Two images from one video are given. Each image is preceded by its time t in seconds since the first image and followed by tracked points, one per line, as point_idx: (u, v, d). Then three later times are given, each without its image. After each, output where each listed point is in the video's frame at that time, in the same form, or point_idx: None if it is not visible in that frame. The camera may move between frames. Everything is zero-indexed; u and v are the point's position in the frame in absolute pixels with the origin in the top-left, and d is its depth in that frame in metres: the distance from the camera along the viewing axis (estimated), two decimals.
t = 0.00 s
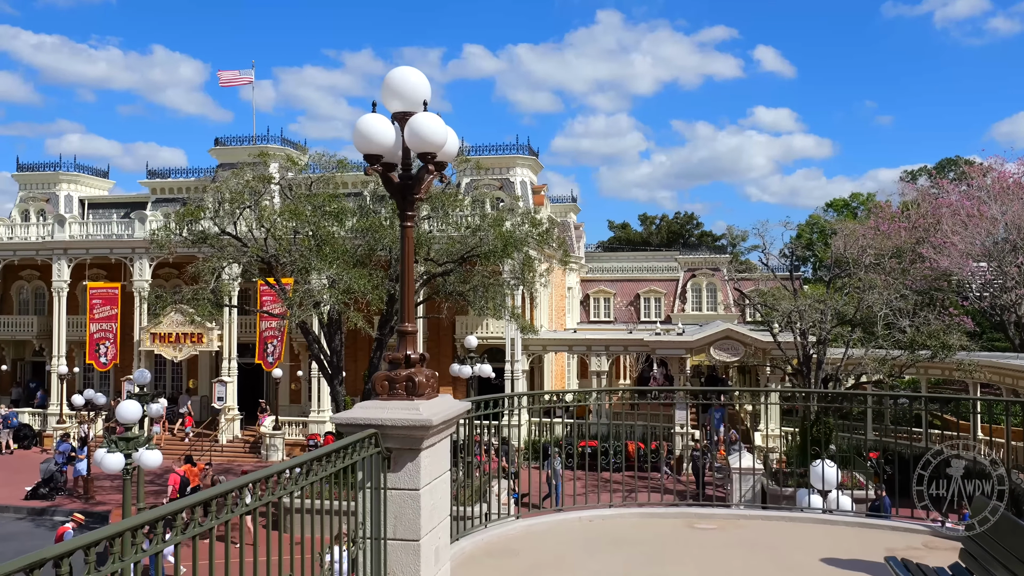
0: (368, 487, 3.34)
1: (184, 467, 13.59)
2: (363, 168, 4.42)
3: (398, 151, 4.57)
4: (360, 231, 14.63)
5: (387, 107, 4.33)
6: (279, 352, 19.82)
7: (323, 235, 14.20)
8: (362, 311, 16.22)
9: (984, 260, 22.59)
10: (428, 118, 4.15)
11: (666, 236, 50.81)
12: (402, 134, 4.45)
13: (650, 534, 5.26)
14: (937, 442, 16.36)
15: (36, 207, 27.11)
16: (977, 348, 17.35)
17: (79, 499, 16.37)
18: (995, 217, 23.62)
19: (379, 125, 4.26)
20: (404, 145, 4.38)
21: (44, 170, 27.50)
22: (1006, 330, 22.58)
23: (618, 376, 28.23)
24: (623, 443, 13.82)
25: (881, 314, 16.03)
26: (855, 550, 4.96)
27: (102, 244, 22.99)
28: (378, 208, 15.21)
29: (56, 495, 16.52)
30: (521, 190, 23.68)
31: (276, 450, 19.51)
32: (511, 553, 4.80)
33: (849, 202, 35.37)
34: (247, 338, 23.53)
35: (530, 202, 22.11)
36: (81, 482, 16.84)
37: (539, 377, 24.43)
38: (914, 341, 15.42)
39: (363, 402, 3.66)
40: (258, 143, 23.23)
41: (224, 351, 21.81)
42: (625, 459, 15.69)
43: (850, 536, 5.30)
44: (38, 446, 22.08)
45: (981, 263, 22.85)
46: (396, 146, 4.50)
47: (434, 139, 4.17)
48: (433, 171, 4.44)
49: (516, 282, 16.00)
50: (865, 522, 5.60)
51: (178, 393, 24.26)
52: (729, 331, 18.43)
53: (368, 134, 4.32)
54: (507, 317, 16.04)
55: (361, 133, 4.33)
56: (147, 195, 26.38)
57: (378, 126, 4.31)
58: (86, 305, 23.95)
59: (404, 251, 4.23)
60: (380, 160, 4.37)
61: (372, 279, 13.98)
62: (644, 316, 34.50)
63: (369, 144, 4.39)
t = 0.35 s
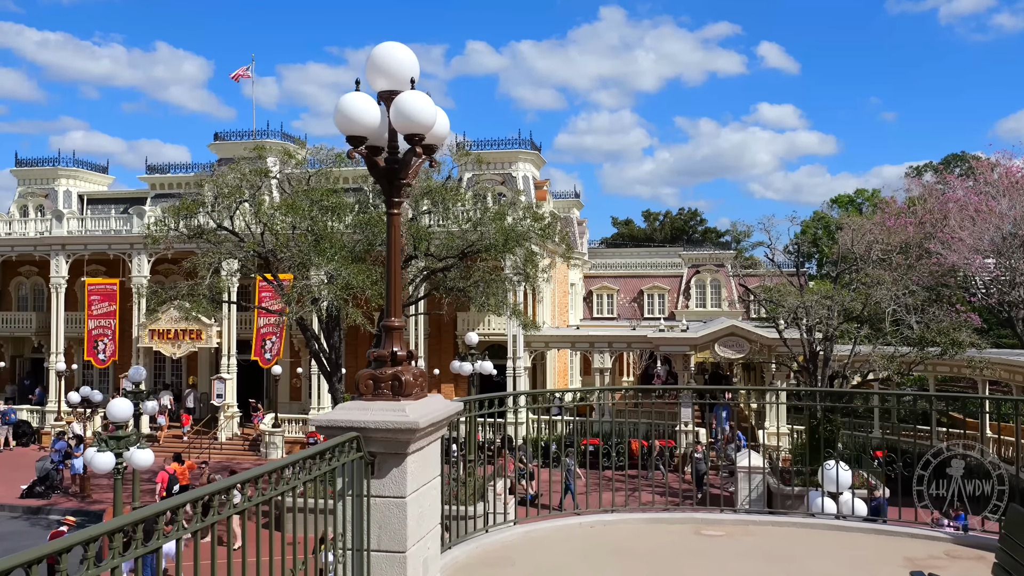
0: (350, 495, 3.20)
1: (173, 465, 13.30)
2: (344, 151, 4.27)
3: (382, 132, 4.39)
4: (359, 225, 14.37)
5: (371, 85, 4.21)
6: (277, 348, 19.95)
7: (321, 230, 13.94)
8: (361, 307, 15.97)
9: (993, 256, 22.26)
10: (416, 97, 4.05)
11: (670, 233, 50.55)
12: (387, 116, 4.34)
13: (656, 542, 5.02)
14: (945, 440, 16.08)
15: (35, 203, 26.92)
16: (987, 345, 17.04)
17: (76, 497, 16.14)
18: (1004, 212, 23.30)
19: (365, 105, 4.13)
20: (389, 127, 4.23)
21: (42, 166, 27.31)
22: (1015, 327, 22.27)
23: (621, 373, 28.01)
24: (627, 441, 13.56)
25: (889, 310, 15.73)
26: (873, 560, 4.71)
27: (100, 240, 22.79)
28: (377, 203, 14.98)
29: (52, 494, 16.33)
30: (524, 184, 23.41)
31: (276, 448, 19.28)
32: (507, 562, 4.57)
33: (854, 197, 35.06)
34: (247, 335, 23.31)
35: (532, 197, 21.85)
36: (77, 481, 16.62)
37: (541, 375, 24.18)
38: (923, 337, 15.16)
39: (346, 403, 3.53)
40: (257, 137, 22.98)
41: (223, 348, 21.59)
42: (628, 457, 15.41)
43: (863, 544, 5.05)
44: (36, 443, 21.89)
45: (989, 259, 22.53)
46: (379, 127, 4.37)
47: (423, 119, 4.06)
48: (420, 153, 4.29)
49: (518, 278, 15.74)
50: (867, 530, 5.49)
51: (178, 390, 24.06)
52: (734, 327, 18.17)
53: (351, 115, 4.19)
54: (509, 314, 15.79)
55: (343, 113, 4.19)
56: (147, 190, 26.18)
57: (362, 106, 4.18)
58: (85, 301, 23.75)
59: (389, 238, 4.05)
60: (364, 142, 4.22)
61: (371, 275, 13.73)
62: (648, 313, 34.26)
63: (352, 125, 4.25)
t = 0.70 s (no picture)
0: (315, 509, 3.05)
1: (160, 464, 13.02)
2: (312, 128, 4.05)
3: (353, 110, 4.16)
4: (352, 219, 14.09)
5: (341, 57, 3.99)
6: (273, 345, 19.82)
7: (313, 223, 13.60)
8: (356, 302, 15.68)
9: (997, 251, 21.97)
10: (387, 66, 3.85)
11: (671, 229, 50.30)
12: (357, 91, 4.14)
13: (654, 554, 4.74)
14: (951, 437, 15.79)
15: (28, 197, 26.61)
16: (993, 341, 16.74)
17: (65, 497, 15.86)
18: (1008, 207, 22.99)
19: (333, 76, 3.93)
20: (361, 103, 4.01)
21: (35, 160, 27.02)
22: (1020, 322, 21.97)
23: (622, 370, 27.76)
24: (626, 439, 13.26)
25: (894, 306, 15.43)
26: (886, 571, 4.45)
27: (92, 235, 22.52)
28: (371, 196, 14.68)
29: (41, 493, 16.08)
30: (522, 179, 23.10)
31: (270, 446, 19.01)
32: None
33: (857, 192, 34.73)
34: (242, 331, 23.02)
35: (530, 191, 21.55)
36: (67, 480, 16.34)
37: (540, 372, 23.91)
38: (928, 333, 14.86)
39: (313, 407, 3.35)
40: (252, 130, 22.68)
41: (217, 344, 21.33)
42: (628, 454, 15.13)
43: (878, 554, 4.76)
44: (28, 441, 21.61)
45: (993, 254, 22.23)
46: (350, 103, 4.16)
47: (396, 91, 3.86)
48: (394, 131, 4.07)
49: (516, 273, 15.43)
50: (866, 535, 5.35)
51: (172, 387, 23.79)
52: (736, 323, 17.89)
53: (319, 88, 3.97)
54: (506, 309, 15.48)
55: (310, 86, 3.98)
56: (141, 185, 25.89)
57: (331, 79, 3.96)
58: (78, 297, 23.47)
59: (361, 221, 3.82)
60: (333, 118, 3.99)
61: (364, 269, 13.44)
62: (649, 309, 33.97)
63: (320, 99, 4.04)
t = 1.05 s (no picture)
0: (288, 525, 2.88)
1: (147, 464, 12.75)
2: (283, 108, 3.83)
3: (329, 88, 3.96)
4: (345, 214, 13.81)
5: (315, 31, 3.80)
6: (265, 342, 19.55)
7: (305, 218, 13.32)
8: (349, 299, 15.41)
9: (999, 247, 21.76)
10: (364, 40, 3.66)
11: (669, 225, 50.05)
12: (331, 68, 3.94)
13: (658, 567, 4.75)
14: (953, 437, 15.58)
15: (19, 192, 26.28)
16: (997, 338, 16.50)
17: (54, 497, 15.60)
18: (1010, 203, 22.74)
19: (306, 51, 3.73)
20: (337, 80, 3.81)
21: (26, 155, 26.67)
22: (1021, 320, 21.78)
23: (619, 368, 27.55)
24: (624, 438, 13.02)
25: (896, 303, 15.19)
26: None
27: (83, 231, 22.23)
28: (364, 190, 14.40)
29: (29, 493, 15.80)
30: (519, 174, 22.81)
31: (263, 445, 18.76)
32: None
33: (856, 188, 34.50)
34: (235, 328, 22.76)
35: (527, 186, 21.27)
36: (56, 479, 16.06)
37: (537, 369, 23.68)
38: (932, 331, 14.62)
39: (288, 416, 3.17)
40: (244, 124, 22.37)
41: (210, 341, 21.06)
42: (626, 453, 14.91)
43: (895, 567, 4.74)
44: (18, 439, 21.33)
45: (995, 251, 22.01)
46: (324, 81, 3.96)
47: (374, 66, 3.67)
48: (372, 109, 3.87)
49: (513, 269, 15.16)
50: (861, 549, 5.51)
51: (165, 385, 23.53)
52: (735, 320, 17.65)
53: (290, 63, 3.76)
54: (502, 306, 15.20)
55: (282, 62, 3.77)
56: (133, 180, 25.57)
57: (304, 55, 3.76)
58: (69, 294, 23.17)
59: (338, 207, 3.61)
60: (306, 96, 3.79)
61: (357, 265, 13.18)
62: (647, 306, 33.72)
63: (291, 76, 3.83)
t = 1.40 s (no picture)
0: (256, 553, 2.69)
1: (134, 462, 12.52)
2: (259, 89, 3.58)
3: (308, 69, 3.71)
4: (340, 209, 13.55)
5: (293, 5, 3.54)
6: (261, 339, 19.31)
7: (298, 213, 13.06)
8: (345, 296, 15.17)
9: (1002, 243, 21.55)
10: (346, 14, 3.42)
11: (668, 221, 49.86)
12: (310, 46, 3.69)
13: None
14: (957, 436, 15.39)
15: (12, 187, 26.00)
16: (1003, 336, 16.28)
17: (45, 497, 15.35)
18: (1014, 198, 22.51)
19: (282, 26, 3.48)
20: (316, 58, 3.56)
21: (19, 150, 26.36)
22: None
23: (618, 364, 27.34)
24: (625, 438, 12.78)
25: (901, 300, 14.94)
26: None
27: (76, 226, 21.95)
28: (359, 184, 14.13)
29: (20, 492, 15.54)
30: (518, 169, 22.54)
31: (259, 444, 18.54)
32: None
33: (857, 183, 34.28)
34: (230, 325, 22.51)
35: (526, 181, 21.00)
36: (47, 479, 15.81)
37: (535, 367, 23.47)
38: (938, 328, 14.39)
39: (262, 435, 2.96)
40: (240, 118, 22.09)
41: (205, 338, 20.80)
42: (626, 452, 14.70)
43: None
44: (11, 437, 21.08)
45: (998, 247, 21.80)
46: (303, 60, 3.71)
47: (355, 43, 3.42)
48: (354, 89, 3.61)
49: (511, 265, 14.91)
50: (873, 560, 5.32)
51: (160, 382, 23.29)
52: (736, 317, 17.43)
53: (266, 41, 3.52)
54: (501, 302, 14.93)
55: (256, 37, 3.52)
56: (127, 175, 25.28)
57: (279, 30, 3.51)
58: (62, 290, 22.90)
59: (317, 198, 3.36)
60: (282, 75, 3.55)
61: (352, 262, 12.93)
62: (647, 302, 33.49)
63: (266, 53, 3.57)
